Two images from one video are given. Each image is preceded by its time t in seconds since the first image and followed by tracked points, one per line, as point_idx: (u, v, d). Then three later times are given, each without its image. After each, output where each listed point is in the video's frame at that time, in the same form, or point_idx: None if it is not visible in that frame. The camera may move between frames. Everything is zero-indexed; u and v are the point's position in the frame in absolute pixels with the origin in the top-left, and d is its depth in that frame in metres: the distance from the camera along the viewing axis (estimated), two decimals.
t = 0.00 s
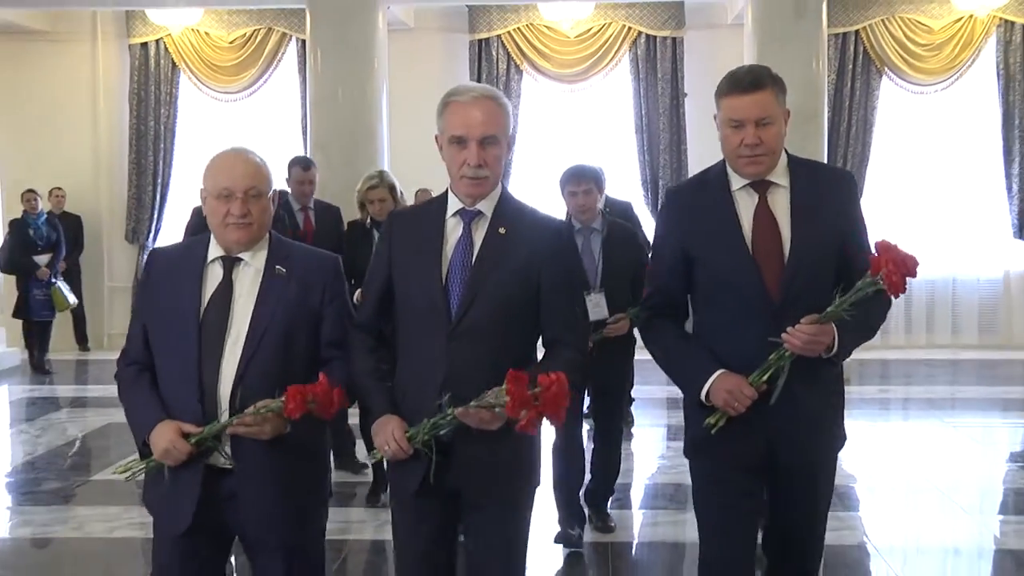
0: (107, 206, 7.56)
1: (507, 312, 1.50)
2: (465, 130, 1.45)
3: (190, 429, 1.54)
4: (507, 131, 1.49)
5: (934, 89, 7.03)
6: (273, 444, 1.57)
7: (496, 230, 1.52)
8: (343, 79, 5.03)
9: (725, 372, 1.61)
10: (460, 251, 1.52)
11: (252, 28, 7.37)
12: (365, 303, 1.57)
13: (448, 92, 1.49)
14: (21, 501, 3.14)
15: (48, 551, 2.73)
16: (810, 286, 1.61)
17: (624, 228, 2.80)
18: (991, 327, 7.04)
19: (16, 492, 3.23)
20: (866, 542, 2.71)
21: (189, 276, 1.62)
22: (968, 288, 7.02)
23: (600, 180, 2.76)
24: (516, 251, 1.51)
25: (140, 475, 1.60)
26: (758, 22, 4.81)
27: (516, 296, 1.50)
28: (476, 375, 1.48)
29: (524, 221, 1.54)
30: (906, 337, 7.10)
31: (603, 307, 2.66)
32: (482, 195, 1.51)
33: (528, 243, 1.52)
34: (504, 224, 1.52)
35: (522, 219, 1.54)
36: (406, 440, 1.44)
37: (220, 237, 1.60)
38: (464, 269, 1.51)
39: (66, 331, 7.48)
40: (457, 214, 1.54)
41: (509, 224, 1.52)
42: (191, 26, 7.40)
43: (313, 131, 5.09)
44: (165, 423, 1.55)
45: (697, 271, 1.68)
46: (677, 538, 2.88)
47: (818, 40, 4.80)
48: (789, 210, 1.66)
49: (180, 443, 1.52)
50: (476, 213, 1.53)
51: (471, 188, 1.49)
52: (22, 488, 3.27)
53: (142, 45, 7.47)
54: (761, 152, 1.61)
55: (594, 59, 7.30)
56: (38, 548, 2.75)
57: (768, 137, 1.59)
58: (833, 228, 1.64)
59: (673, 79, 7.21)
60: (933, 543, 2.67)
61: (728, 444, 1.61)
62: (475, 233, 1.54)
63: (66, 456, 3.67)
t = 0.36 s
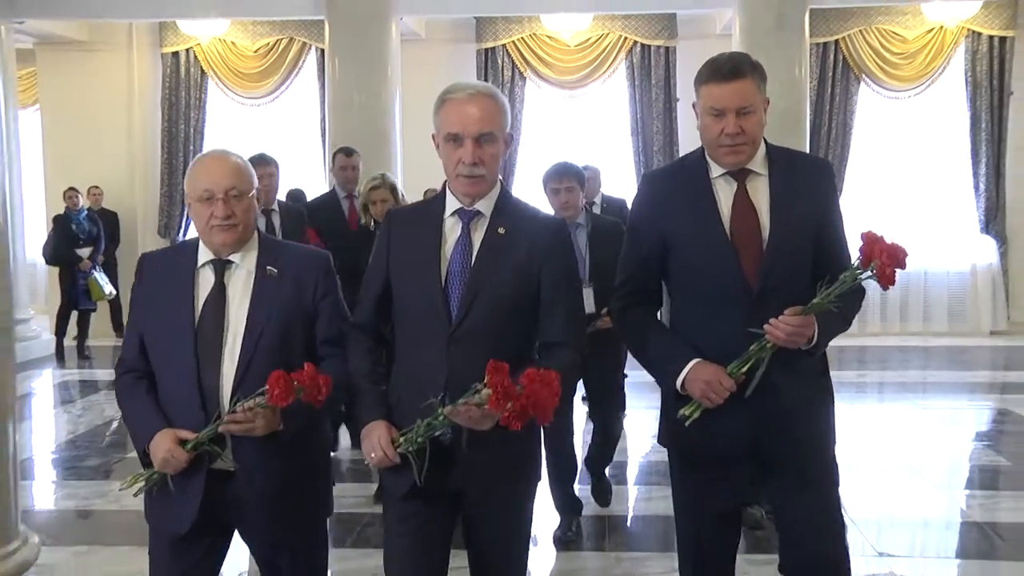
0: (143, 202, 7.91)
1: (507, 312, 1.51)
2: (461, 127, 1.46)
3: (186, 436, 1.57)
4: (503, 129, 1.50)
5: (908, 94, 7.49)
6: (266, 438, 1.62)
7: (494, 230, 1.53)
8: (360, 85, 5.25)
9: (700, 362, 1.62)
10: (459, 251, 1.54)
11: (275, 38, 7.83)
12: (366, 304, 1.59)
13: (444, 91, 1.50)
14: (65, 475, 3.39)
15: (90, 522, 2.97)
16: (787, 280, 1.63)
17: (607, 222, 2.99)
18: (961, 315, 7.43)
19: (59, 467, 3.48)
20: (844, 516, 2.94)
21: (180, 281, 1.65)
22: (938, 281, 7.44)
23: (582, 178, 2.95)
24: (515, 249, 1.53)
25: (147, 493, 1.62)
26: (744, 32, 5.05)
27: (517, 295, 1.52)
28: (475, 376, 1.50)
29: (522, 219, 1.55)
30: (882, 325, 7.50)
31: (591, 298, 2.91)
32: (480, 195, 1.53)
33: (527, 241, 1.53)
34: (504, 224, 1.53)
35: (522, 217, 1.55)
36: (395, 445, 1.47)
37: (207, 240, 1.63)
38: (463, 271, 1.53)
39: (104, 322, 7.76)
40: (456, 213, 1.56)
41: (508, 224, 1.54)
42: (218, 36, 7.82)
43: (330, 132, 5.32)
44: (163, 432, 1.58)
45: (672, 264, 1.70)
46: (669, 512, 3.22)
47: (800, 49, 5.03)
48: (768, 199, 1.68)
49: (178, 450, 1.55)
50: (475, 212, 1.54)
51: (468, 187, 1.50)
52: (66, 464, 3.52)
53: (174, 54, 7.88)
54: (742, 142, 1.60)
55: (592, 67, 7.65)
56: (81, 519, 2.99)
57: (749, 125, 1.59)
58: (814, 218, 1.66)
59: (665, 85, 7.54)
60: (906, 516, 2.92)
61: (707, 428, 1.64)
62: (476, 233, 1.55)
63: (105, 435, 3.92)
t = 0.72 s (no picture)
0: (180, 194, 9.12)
1: (479, 309, 1.60)
2: (412, 123, 1.55)
3: (157, 433, 1.68)
4: (454, 121, 1.59)
5: (887, 100, 8.61)
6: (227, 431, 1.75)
7: (458, 225, 1.63)
8: (375, 93, 5.48)
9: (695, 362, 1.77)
10: (425, 251, 1.62)
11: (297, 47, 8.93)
12: (330, 304, 1.69)
13: (394, 87, 1.59)
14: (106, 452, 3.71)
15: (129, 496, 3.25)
16: (779, 290, 1.74)
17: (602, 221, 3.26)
18: (934, 305, 8.35)
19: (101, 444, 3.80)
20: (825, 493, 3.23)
21: (143, 277, 1.77)
22: (911, 273, 8.36)
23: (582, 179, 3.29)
24: (486, 244, 1.62)
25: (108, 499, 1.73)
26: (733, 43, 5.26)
27: (491, 291, 1.61)
28: (451, 372, 1.59)
29: (487, 216, 1.65)
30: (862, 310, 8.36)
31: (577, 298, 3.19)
32: (436, 191, 1.62)
33: (493, 236, 1.63)
34: (467, 218, 1.63)
35: (485, 212, 1.65)
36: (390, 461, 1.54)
37: (168, 234, 1.75)
38: (430, 271, 1.61)
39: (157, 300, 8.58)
40: (416, 213, 1.65)
41: (471, 219, 1.64)
42: (244, 46, 8.98)
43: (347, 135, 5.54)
44: (134, 432, 1.69)
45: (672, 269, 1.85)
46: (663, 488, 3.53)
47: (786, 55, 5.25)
48: (770, 204, 1.79)
49: (152, 448, 1.66)
50: (436, 210, 1.64)
51: (424, 182, 1.59)
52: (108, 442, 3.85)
53: (204, 62, 9.04)
54: (745, 151, 1.73)
55: (591, 74, 8.85)
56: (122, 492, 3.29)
57: (752, 135, 1.71)
58: (816, 229, 1.75)
59: (660, 90, 8.75)
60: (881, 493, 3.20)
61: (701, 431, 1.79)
62: (439, 230, 1.65)
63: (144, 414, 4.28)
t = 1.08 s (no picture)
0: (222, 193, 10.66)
1: (454, 309, 1.76)
2: (393, 124, 1.70)
3: (159, 426, 1.93)
4: (433, 118, 1.74)
5: (866, 106, 9.96)
6: (214, 421, 2.00)
7: (438, 224, 1.79)
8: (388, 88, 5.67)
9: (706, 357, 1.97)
10: (404, 250, 1.79)
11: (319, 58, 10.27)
12: (315, 305, 1.88)
13: (373, 86, 1.74)
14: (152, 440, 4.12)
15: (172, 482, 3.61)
16: (787, 281, 1.92)
17: (610, 224, 3.59)
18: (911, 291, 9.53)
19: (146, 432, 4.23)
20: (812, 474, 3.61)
21: (143, 279, 2.02)
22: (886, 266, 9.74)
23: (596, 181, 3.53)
24: (463, 242, 1.78)
25: (111, 492, 1.97)
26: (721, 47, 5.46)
27: (468, 289, 1.77)
28: (426, 369, 1.75)
29: (464, 217, 1.81)
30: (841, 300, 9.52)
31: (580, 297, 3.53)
32: (417, 191, 1.78)
33: (470, 234, 1.79)
34: (446, 219, 1.80)
35: (462, 212, 1.81)
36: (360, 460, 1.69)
37: (169, 228, 2.01)
38: (409, 270, 1.78)
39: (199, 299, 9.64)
40: (397, 211, 1.82)
41: (450, 218, 1.80)
42: (269, 57, 10.31)
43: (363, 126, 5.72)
44: (135, 425, 1.94)
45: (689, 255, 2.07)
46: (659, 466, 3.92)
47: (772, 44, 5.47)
48: (783, 195, 1.98)
49: (154, 440, 1.90)
50: (417, 208, 1.81)
51: (405, 181, 1.74)
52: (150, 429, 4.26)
53: (233, 72, 10.36)
54: (762, 138, 1.91)
55: (590, 83, 10.13)
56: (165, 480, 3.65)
57: (766, 123, 1.90)
58: (833, 215, 1.93)
59: (655, 99, 10.05)
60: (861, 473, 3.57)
61: (707, 422, 2.00)
62: (418, 228, 1.82)
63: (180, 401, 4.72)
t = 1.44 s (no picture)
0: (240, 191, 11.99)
1: (450, 333, 1.77)
2: (404, 142, 1.70)
3: (164, 427, 2.12)
4: (447, 136, 1.74)
5: (842, 114, 11.49)
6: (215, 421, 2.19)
7: (442, 246, 1.80)
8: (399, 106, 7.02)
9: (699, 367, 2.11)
10: (406, 270, 1.81)
11: (336, 71, 11.52)
12: (316, 322, 1.91)
13: (388, 97, 1.73)
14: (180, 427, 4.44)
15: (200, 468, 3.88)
16: (787, 291, 2.06)
17: (610, 220, 3.83)
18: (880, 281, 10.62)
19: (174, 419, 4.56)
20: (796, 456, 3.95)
21: (162, 284, 2.23)
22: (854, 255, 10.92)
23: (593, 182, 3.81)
24: (464, 263, 1.79)
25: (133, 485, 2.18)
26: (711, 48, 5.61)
27: (468, 311, 1.78)
28: (420, 393, 1.76)
29: (468, 238, 1.81)
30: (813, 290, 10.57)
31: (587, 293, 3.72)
32: (426, 211, 1.79)
33: (472, 254, 1.79)
34: (451, 240, 1.81)
35: (466, 232, 1.82)
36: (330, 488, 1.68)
37: (193, 230, 2.22)
38: (407, 293, 1.79)
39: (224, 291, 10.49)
40: (403, 227, 1.83)
41: (455, 241, 1.81)
42: (291, 69, 11.64)
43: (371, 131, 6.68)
44: (144, 426, 2.14)
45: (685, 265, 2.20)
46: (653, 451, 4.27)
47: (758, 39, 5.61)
48: (779, 201, 2.12)
49: (160, 441, 2.11)
50: (422, 226, 1.82)
51: (415, 201, 1.75)
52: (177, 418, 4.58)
53: (255, 83, 11.69)
54: (757, 146, 2.04)
55: (590, 92, 11.41)
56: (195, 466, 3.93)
57: (762, 129, 2.01)
58: (832, 216, 2.07)
59: (649, 108, 11.29)
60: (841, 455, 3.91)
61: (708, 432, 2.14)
62: (422, 245, 1.83)
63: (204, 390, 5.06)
